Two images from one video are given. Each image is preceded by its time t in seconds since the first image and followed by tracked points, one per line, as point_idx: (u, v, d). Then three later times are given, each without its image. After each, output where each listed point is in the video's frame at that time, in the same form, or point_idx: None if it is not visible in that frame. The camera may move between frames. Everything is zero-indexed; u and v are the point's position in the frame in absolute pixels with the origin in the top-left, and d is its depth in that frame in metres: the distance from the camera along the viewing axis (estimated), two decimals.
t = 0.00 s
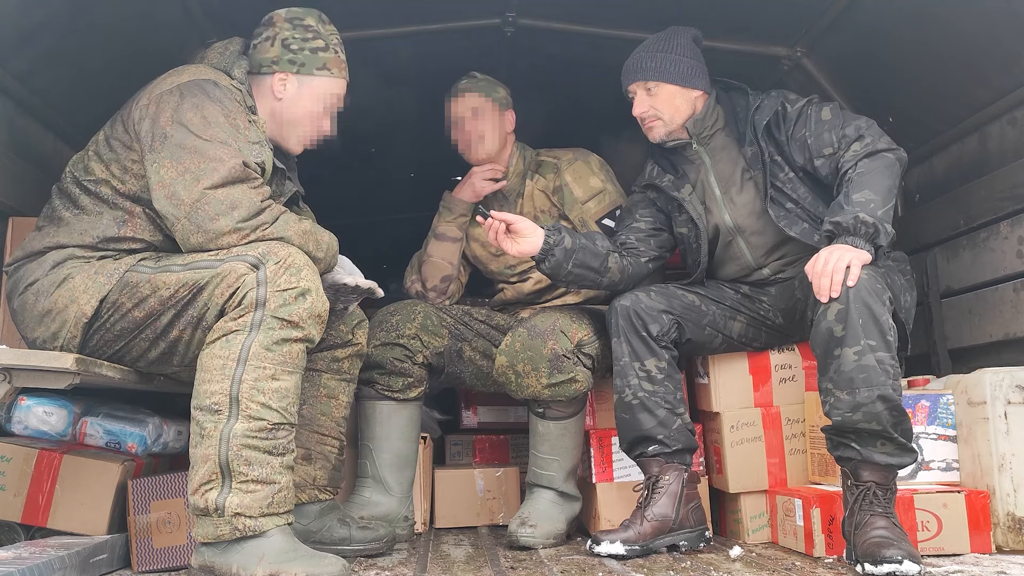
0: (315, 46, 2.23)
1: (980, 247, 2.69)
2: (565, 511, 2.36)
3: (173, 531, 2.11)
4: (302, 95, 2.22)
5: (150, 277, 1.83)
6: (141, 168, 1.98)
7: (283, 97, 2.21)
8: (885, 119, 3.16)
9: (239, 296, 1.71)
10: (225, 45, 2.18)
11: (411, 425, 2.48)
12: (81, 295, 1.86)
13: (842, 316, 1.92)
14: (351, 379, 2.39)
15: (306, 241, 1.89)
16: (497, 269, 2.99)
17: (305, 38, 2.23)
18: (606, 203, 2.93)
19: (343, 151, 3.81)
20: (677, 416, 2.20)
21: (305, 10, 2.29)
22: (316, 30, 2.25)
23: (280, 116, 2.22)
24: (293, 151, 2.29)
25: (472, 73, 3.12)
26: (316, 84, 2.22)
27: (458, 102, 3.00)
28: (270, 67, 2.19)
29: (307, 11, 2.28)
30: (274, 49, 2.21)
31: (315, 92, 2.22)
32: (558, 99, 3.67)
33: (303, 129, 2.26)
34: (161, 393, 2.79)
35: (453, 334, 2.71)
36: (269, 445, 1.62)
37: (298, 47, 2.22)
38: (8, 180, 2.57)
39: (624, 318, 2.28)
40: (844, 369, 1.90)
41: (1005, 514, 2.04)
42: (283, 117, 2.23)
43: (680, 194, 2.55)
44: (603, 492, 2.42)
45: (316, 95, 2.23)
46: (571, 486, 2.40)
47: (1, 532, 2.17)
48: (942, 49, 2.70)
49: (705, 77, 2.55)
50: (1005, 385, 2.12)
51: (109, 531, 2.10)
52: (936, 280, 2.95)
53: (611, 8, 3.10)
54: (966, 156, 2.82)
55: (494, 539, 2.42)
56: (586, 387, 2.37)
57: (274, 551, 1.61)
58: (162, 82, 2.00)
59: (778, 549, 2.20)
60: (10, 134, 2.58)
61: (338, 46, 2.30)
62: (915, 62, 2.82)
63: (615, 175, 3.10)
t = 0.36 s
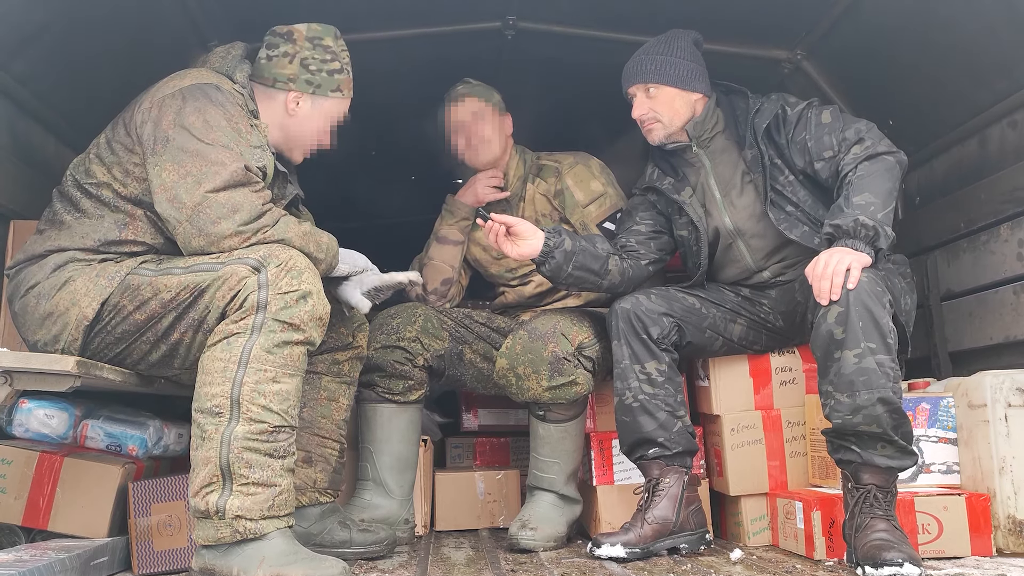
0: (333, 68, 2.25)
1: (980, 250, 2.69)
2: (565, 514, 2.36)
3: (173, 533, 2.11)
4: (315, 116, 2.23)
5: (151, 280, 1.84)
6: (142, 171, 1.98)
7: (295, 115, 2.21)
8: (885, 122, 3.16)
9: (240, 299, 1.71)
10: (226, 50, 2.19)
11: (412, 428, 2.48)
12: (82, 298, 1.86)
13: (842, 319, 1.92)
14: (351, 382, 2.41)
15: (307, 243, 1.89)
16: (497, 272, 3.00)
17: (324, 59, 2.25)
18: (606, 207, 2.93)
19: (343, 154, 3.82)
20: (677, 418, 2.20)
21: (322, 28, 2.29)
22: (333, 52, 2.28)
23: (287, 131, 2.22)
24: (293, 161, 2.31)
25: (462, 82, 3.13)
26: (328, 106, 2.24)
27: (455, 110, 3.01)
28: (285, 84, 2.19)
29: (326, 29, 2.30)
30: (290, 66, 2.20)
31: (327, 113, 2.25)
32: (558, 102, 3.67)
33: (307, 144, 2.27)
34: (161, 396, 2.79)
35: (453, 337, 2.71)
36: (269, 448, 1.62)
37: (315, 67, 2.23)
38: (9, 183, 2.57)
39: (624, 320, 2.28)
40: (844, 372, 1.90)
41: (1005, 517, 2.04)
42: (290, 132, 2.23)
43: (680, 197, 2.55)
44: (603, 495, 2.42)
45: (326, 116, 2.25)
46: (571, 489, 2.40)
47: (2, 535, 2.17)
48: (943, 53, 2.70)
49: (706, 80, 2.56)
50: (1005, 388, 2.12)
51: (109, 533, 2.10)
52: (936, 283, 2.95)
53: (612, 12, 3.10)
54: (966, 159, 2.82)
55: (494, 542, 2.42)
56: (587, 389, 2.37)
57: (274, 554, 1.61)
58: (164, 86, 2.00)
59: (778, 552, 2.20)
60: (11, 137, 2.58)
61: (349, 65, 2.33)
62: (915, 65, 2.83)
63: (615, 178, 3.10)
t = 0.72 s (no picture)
0: (317, 55, 2.26)
1: (979, 252, 2.69)
2: (564, 516, 2.37)
3: (172, 536, 2.16)
4: (307, 105, 2.25)
5: (150, 283, 1.84)
6: (141, 174, 1.99)
7: (287, 108, 2.23)
8: (884, 124, 3.17)
9: (239, 301, 1.71)
10: (224, 52, 2.19)
11: (412, 430, 2.48)
12: (82, 301, 1.86)
13: (841, 322, 1.93)
14: (350, 385, 2.42)
15: (307, 246, 1.89)
16: (499, 274, 3.01)
17: (307, 47, 2.26)
18: (607, 211, 2.94)
19: (342, 157, 3.83)
20: (676, 421, 2.21)
21: (302, 18, 2.31)
22: (316, 39, 2.29)
23: (284, 126, 2.24)
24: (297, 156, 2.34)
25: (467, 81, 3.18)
26: (319, 94, 2.26)
27: (459, 110, 3.06)
28: (272, 78, 2.21)
29: (306, 19, 2.31)
30: (276, 59, 2.22)
31: (319, 101, 2.26)
32: (558, 104, 3.68)
33: (307, 138, 2.30)
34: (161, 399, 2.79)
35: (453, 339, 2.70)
36: (269, 451, 1.62)
37: (300, 56, 2.25)
38: (9, 186, 2.57)
39: (623, 323, 2.29)
40: (843, 374, 1.90)
41: (1004, 519, 2.05)
42: (286, 127, 2.25)
43: (679, 200, 2.56)
44: (603, 497, 2.42)
45: (319, 105, 2.27)
46: (570, 491, 2.41)
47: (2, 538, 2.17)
48: (941, 56, 2.71)
49: (704, 83, 2.56)
50: (1004, 390, 2.11)
51: (109, 536, 2.10)
52: (934, 285, 2.96)
53: (611, 14, 3.11)
54: (965, 161, 2.83)
55: (494, 544, 2.42)
56: (586, 392, 2.37)
57: (275, 556, 1.61)
58: (161, 88, 2.01)
59: (778, 554, 2.20)
60: (13, 141, 2.59)
61: (335, 52, 2.34)
62: (913, 67, 2.83)
63: (616, 181, 3.11)
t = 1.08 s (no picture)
0: (311, 51, 2.25)
1: (979, 253, 2.69)
2: (564, 518, 2.37)
3: (171, 537, 2.16)
4: (302, 102, 2.24)
5: (149, 283, 1.84)
6: (137, 173, 1.99)
7: (282, 105, 2.23)
8: (884, 125, 3.16)
9: (237, 302, 1.71)
10: (218, 50, 2.20)
11: (411, 431, 2.48)
12: (80, 301, 1.86)
13: (840, 323, 1.93)
14: (349, 386, 2.41)
15: (307, 247, 1.89)
16: (500, 275, 3.01)
17: (300, 43, 2.25)
18: (608, 212, 2.93)
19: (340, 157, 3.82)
20: (676, 422, 2.21)
21: (296, 14, 2.30)
22: (310, 35, 2.28)
23: (279, 123, 2.25)
24: (292, 153, 2.34)
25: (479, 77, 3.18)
26: (314, 90, 2.25)
27: (465, 106, 3.08)
28: (265, 75, 2.20)
29: (300, 15, 2.30)
30: (269, 56, 2.21)
31: (314, 97, 2.25)
32: (558, 105, 3.68)
33: (305, 134, 2.31)
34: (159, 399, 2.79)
35: (453, 341, 2.70)
36: (268, 452, 1.62)
37: (295, 53, 2.24)
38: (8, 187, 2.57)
39: (623, 324, 2.29)
40: (842, 375, 1.90)
41: (1004, 521, 2.04)
42: (281, 125, 2.26)
43: (679, 201, 2.56)
44: (602, 499, 2.42)
45: (314, 101, 2.26)
46: (570, 493, 2.41)
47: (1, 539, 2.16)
48: (941, 57, 2.71)
49: (704, 84, 2.56)
50: (1004, 391, 2.11)
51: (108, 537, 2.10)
52: (934, 287, 2.95)
53: (610, 16, 3.11)
54: (965, 163, 2.83)
55: (493, 546, 2.42)
56: (585, 393, 2.37)
57: (273, 557, 1.61)
58: (155, 87, 2.01)
59: (777, 556, 2.20)
60: (12, 142, 2.59)
61: (330, 47, 2.33)
62: (912, 68, 2.84)
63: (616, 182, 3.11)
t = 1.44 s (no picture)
0: (325, 65, 2.27)
1: (981, 255, 2.69)
2: (566, 519, 2.36)
3: (173, 538, 2.21)
4: (312, 114, 2.27)
5: (151, 284, 1.84)
6: (141, 175, 1.99)
7: (293, 115, 2.25)
8: (887, 127, 3.16)
9: (240, 303, 1.71)
10: (224, 53, 2.19)
11: (413, 433, 2.48)
12: (82, 302, 1.86)
13: (843, 324, 1.92)
14: (350, 387, 2.41)
15: (310, 249, 1.89)
16: (502, 276, 3.00)
17: (316, 56, 2.27)
18: (612, 213, 2.94)
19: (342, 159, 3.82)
20: (678, 424, 2.21)
21: (311, 26, 2.31)
22: (325, 48, 2.30)
23: (286, 131, 2.26)
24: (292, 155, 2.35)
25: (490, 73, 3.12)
26: (324, 102, 2.28)
27: (476, 100, 3.01)
28: (281, 86, 2.21)
29: (314, 25, 2.31)
30: (285, 67, 2.22)
31: (324, 110, 2.28)
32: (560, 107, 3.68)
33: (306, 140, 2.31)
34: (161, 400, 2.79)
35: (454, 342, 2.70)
36: (270, 453, 1.62)
37: (309, 66, 2.25)
38: (12, 189, 2.57)
39: (625, 325, 2.28)
40: (845, 377, 1.90)
41: (1007, 522, 2.04)
42: (288, 132, 2.27)
43: (681, 202, 2.55)
44: (604, 500, 2.42)
45: (323, 112, 2.29)
46: (572, 494, 2.41)
47: (2, 540, 2.16)
48: (944, 58, 2.70)
49: (708, 84, 2.56)
50: (1007, 393, 2.10)
51: (108, 538, 2.11)
52: (937, 288, 2.95)
53: (612, 17, 3.11)
54: (968, 164, 2.82)
55: (495, 547, 2.41)
56: (587, 395, 2.37)
57: (275, 558, 1.61)
58: (161, 88, 2.01)
59: (780, 557, 2.20)
60: (15, 143, 2.59)
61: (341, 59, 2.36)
62: (914, 69, 2.83)
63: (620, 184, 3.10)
